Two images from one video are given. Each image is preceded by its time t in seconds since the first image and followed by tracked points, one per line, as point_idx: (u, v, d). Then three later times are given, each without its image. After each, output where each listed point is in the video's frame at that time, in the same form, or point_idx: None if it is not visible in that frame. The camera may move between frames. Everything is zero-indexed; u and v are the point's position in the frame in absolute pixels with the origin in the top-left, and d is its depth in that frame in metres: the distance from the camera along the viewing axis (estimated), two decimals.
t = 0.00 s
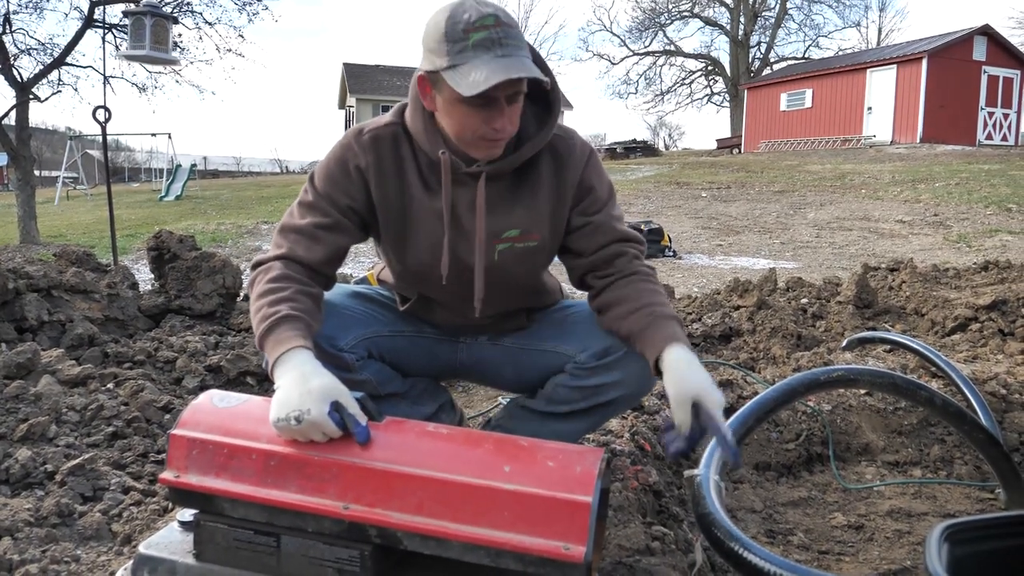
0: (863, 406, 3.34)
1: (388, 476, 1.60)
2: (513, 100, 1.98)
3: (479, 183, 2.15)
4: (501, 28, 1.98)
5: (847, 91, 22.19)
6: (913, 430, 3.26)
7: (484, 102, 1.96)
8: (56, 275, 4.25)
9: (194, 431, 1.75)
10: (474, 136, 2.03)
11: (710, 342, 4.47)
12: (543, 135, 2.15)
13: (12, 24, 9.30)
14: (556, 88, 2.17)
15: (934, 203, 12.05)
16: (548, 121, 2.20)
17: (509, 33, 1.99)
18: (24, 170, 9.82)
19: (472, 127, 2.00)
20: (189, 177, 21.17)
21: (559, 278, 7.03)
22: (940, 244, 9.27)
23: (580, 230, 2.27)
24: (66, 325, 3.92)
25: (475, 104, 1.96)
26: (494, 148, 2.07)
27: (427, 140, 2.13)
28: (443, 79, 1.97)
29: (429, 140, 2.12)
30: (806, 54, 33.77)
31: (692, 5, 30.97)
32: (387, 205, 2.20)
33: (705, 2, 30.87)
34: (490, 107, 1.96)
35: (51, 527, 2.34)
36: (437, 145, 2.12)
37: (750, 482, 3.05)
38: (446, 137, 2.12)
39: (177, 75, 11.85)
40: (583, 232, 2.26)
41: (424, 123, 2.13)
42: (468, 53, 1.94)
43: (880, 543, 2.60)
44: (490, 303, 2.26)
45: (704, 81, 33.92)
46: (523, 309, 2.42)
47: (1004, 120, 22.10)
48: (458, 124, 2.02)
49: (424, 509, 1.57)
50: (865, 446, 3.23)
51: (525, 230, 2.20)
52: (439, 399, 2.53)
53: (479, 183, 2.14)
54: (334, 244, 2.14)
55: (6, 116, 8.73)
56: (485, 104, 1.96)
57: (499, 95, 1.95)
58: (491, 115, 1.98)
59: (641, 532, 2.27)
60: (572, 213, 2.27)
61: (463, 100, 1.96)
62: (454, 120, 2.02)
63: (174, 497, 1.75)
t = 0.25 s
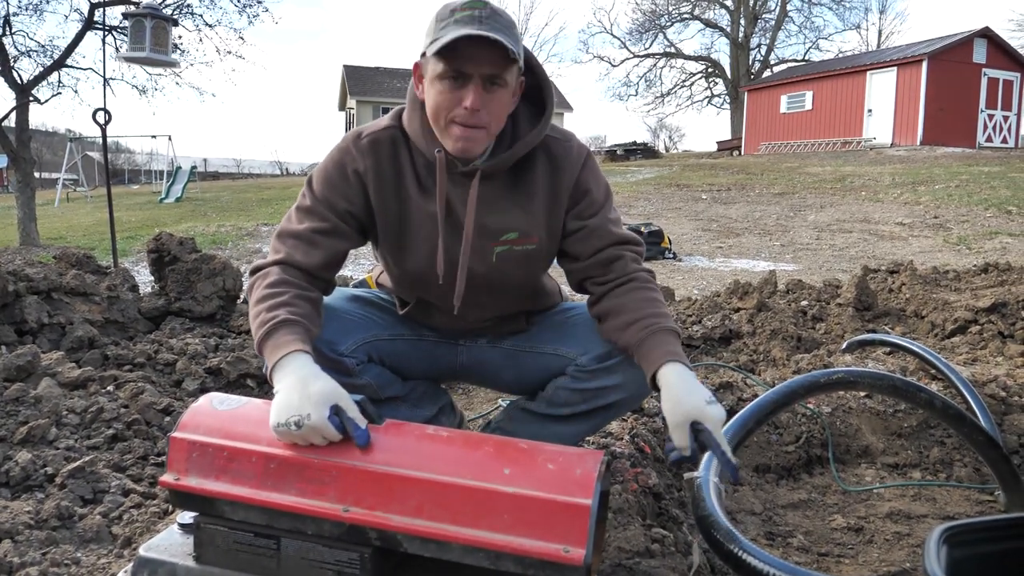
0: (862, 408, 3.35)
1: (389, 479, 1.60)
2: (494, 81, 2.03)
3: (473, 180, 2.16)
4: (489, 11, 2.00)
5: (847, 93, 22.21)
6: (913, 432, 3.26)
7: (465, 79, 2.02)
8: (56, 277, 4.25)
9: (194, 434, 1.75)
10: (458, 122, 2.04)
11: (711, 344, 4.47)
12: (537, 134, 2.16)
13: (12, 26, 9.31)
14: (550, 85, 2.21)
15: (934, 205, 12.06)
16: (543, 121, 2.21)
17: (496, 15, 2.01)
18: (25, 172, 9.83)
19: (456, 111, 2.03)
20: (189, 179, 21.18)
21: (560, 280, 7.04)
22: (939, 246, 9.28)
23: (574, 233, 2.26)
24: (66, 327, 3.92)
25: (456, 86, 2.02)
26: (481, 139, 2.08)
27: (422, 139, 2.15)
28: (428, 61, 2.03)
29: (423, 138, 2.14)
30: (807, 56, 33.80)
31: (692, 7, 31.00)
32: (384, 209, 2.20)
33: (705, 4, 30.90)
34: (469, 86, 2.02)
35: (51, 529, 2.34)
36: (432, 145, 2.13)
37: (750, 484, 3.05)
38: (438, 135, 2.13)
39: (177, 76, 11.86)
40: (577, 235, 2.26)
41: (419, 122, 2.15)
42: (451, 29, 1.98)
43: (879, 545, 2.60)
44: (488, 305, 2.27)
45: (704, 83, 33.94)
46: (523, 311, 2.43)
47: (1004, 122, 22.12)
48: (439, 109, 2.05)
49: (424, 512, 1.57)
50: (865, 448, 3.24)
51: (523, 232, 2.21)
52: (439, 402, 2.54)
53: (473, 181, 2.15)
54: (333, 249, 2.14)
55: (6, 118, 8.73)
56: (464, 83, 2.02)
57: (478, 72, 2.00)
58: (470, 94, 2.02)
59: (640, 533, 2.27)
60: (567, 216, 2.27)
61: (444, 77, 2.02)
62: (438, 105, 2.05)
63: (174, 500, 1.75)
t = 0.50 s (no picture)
0: (858, 406, 3.36)
1: (385, 475, 1.59)
2: (486, 69, 2.04)
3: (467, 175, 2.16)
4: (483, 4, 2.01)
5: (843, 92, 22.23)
6: (908, 430, 3.27)
7: (457, 67, 2.03)
8: (52, 275, 4.24)
9: (190, 431, 1.75)
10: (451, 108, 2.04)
11: (707, 342, 4.47)
12: (529, 129, 2.17)
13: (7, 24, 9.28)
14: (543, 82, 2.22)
15: (930, 204, 12.08)
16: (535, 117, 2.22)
17: (488, 4, 2.02)
18: (20, 171, 9.80)
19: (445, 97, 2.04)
20: (185, 178, 21.14)
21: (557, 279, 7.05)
22: (935, 245, 9.30)
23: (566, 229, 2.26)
24: (62, 326, 3.91)
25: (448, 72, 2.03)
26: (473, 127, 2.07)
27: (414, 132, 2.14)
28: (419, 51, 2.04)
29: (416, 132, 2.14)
30: (803, 56, 33.83)
31: (689, 7, 31.01)
32: (378, 206, 2.20)
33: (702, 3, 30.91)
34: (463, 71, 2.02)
35: (47, 527, 2.34)
36: (425, 140, 2.13)
37: (746, 481, 3.06)
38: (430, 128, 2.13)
39: (173, 75, 11.84)
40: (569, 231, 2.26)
41: (411, 117, 2.15)
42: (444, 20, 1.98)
43: (875, 541, 2.61)
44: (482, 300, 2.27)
45: (701, 82, 33.95)
46: (519, 309, 2.43)
47: (1000, 121, 22.17)
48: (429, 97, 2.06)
49: (421, 508, 1.57)
50: (861, 445, 3.23)
51: (518, 229, 2.21)
52: (435, 399, 2.53)
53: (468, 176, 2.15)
54: (325, 247, 2.13)
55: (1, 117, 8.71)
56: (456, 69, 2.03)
57: (467, 57, 2.01)
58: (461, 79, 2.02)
59: (637, 530, 2.27)
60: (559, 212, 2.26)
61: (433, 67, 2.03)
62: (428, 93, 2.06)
63: (170, 497, 1.75)
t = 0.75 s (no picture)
0: (855, 400, 3.37)
1: (384, 468, 1.60)
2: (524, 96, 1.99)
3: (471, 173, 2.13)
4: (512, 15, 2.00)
5: (841, 88, 22.22)
6: (905, 424, 3.28)
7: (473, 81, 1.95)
8: (49, 270, 4.24)
9: (189, 424, 1.75)
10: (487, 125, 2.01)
11: (704, 337, 4.47)
12: (536, 129, 2.11)
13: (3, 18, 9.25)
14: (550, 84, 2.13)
15: (927, 200, 12.10)
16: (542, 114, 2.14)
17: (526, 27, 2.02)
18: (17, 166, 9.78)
19: (491, 116, 1.99)
20: (182, 173, 21.09)
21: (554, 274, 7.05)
22: (932, 240, 9.31)
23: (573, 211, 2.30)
24: (59, 320, 3.91)
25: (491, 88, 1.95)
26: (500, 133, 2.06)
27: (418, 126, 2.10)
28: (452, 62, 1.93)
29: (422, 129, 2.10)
30: (801, 51, 33.81)
31: (687, 2, 30.97)
32: (372, 191, 2.19)
33: None
34: (510, 93, 1.96)
35: (46, 520, 2.34)
36: (428, 134, 2.09)
37: (743, 475, 3.07)
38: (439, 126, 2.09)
39: (170, 69, 11.82)
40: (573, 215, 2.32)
41: (413, 109, 2.09)
42: (491, 41, 1.92)
43: (871, 534, 2.62)
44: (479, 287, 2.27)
45: (699, 78, 33.93)
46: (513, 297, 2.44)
47: (997, 117, 22.18)
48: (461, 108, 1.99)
49: (420, 500, 1.58)
50: (857, 439, 3.26)
51: (517, 220, 2.21)
52: (427, 392, 2.56)
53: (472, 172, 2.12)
54: (321, 231, 2.15)
55: None
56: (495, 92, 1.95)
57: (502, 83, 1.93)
58: (500, 100, 1.96)
59: (634, 523, 2.28)
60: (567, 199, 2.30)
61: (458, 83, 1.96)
62: (466, 109, 1.99)
63: (169, 490, 1.76)
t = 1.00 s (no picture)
0: (852, 397, 3.38)
1: (382, 463, 1.60)
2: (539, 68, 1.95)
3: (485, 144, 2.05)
4: None
5: (839, 84, 22.24)
6: (901, 420, 3.29)
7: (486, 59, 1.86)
8: (46, 266, 4.23)
9: (186, 420, 1.75)
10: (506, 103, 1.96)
11: (702, 333, 4.48)
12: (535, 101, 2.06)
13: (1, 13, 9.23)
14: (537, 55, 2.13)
15: (924, 197, 12.12)
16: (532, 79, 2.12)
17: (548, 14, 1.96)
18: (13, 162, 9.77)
19: (509, 93, 1.93)
20: (180, 169, 21.07)
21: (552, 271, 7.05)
22: (929, 237, 9.33)
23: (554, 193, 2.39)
24: (56, 316, 3.90)
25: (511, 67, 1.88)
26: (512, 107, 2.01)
27: (429, 110, 1.97)
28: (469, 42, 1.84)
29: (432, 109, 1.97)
30: (799, 48, 33.81)
31: None
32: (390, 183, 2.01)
33: None
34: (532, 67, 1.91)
35: (43, 517, 2.34)
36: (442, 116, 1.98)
37: (740, 471, 3.07)
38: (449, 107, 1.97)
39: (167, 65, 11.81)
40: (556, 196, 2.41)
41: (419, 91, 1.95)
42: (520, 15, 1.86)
43: (867, 530, 2.63)
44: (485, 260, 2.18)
45: (697, 75, 33.93)
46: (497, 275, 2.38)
47: (995, 114, 22.21)
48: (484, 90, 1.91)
49: (417, 496, 1.58)
50: (854, 436, 3.26)
51: (525, 185, 2.16)
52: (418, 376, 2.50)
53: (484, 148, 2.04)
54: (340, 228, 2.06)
55: None
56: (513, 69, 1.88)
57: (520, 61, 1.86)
58: (518, 76, 1.90)
59: (631, 519, 2.29)
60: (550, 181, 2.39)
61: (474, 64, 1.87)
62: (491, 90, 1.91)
63: (167, 486, 1.76)
